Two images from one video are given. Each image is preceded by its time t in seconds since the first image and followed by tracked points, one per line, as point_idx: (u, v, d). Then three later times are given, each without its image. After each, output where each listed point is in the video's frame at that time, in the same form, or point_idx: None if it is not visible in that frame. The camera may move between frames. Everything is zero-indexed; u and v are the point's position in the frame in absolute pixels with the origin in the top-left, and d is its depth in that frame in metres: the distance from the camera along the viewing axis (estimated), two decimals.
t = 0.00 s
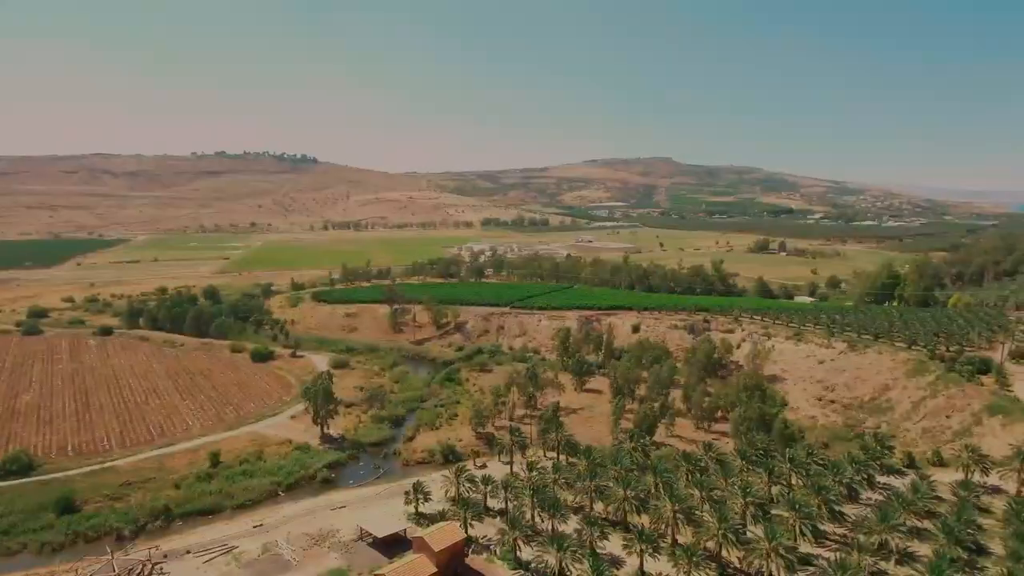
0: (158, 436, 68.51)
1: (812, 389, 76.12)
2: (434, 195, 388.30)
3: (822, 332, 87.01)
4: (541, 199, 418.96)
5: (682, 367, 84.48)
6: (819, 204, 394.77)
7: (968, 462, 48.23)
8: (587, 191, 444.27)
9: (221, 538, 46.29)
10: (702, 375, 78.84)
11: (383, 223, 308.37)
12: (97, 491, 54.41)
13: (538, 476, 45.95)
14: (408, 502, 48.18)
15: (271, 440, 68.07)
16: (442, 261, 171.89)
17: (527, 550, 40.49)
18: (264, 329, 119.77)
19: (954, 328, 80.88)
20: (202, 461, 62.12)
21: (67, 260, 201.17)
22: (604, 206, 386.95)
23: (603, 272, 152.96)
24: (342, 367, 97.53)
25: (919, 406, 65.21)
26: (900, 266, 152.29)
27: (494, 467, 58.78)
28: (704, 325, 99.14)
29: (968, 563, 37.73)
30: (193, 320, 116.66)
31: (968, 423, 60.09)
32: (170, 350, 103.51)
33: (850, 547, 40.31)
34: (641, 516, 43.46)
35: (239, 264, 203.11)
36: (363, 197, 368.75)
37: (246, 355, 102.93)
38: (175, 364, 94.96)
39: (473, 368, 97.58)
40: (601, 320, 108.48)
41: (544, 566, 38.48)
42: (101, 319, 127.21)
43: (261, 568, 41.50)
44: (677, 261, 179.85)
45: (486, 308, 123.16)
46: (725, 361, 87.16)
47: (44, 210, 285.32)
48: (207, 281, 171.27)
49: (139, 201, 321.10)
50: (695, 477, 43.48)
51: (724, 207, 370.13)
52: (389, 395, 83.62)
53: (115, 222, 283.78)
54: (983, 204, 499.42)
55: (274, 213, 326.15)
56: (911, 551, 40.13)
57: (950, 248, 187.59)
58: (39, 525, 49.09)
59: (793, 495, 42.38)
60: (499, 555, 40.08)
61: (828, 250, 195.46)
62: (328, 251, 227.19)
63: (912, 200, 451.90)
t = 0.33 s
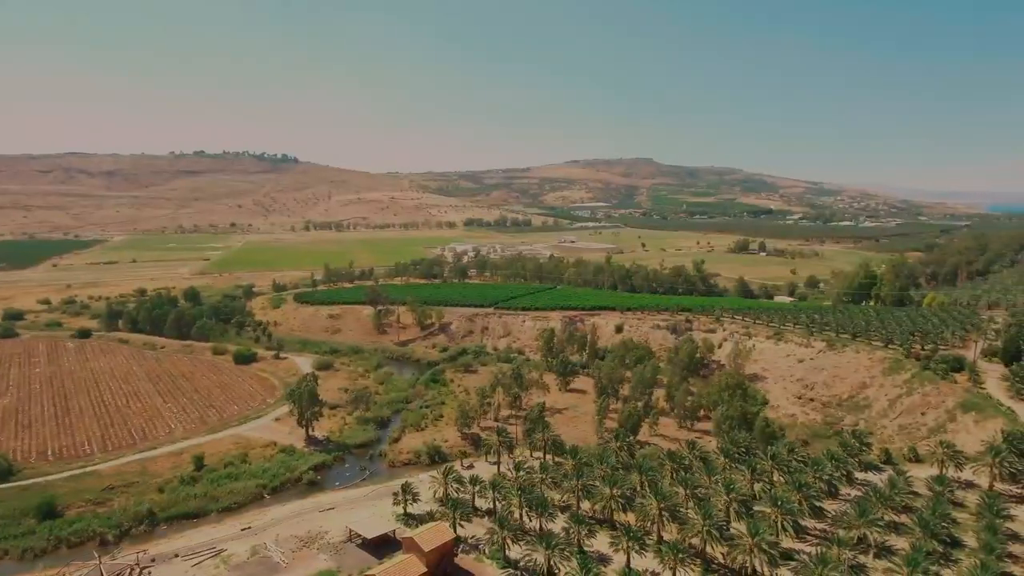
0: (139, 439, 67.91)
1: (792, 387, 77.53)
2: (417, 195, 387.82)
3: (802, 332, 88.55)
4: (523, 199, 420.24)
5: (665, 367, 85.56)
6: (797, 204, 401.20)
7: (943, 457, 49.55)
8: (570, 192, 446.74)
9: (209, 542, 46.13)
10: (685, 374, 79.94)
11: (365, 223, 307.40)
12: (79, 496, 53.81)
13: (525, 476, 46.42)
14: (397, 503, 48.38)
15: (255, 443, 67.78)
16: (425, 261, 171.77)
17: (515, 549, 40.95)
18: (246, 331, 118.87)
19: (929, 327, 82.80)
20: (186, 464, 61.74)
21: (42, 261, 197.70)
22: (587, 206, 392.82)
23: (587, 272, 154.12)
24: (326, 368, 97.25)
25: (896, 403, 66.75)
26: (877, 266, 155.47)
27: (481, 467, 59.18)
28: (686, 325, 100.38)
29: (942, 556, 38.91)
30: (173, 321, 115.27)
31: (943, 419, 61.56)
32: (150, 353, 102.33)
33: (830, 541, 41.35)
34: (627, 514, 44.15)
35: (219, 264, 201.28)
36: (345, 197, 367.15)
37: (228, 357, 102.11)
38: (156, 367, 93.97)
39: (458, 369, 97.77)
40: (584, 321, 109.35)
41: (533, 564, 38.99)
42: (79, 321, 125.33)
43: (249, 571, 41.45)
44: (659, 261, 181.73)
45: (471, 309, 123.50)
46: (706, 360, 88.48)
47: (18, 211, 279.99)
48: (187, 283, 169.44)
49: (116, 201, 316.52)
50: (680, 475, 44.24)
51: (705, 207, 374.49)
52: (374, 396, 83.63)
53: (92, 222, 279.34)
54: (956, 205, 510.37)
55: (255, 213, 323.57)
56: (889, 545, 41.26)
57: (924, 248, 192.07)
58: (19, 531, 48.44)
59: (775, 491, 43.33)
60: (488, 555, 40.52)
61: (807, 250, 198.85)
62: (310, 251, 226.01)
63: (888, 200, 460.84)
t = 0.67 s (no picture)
0: (120, 443, 67.26)
1: (771, 386, 78.99)
2: (399, 196, 386.97)
3: (781, 331, 90.06)
4: (505, 199, 421.24)
5: (646, 366, 86.59)
6: (775, 205, 407.40)
7: (917, 453, 50.93)
8: (551, 192, 448.78)
9: (195, 545, 45.97)
10: (666, 374, 81.00)
11: (347, 223, 305.98)
12: (59, 502, 53.18)
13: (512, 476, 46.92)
14: (384, 504, 48.56)
15: (238, 445, 67.48)
16: (407, 262, 171.54)
17: (503, 547, 41.42)
18: (227, 333, 117.94)
19: (904, 326, 84.71)
20: (169, 468, 61.29)
21: (16, 263, 194.17)
22: (568, 206, 396.54)
23: (569, 272, 155.14)
24: (309, 370, 96.84)
25: (872, 401, 68.32)
26: (853, 266, 158.47)
27: (467, 467, 59.52)
28: (667, 325, 101.57)
29: (917, 548, 40.10)
30: (152, 324, 113.98)
31: (917, 416, 63.08)
32: (129, 356, 101.12)
33: (809, 536, 42.40)
34: (612, 511, 44.82)
35: (198, 265, 199.15)
36: (326, 197, 365.08)
37: (209, 360, 101.27)
38: (135, 370, 92.93)
39: (442, 370, 97.95)
40: (567, 321, 110.14)
41: (520, 562, 39.54)
42: (55, 324, 123.37)
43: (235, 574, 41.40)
44: (640, 262, 183.59)
45: (454, 310, 123.70)
46: (687, 360, 89.86)
47: None
48: (165, 284, 167.42)
49: (91, 201, 311.52)
50: (663, 474, 45.08)
51: (685, 208, 378.44)
52: (358, 398, 83.56)
53: (66, 223, 274.73)
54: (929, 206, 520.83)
55: (234, 213, 320.52)
56: (865, 538, 42.40)
57: (898, 248, 196.37)
58: None
59: (756, 487, 44.36)
60: (476, 554, 40.99)
61: (785, 250, 202.09)
62: (291, 252, 224.56)
63: (863, 201, 469.71)
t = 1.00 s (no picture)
0: (100, 447, 66.57)
1: (751, 384, 80.40)
2: (380, 196, 385.51)
3: (760, 330, 91.62)
4: (487, 200, 421.80)
5: (629, 366, 87.53)
6: (754, 205, 412.88)
7: (892, 449, 52.26)
8: (533, 192, 450.16)
9: (181, 549, 45.75)
10: (649, 373, 82.04)
11: (327, 224, 304.07)
12: (39, 508, 52.54)
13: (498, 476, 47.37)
14: (371, 505, 48.72)
15: (221, 448, 67.08)
16: (389, 263, 171.11)
17: (490, 547, 41.84)
18: (207, 336, 116.93)
19: (879, 324, 86.59)
20: (151, 472, 60.78)
21: None
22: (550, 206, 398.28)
23: (551, 273, 156.01)
24: (292, 372, 96.43)
25: (849, 398, 69.88)
26: (829, 266, 161.34)
27: (452, 468, 59.84)
28: (649, 325, 102.77)
29: (892, 541, 41.25)
30: (131, 326, 112.65)
31: (892, 413, 64.62)
32: (107, 359, 99.89)
33: (788, 531, 43.38)
34: (597, 509, 45.43)
35: (176, 266, 196.87)
36: (306, 198, 362.43)
37: (189, 363, 100.37)
38: (114, 373, 91.80)
39: (425, 371, 98.07)
40: (550, 321, 110.84)
41: (508, 561, 40.01)
42: (30, 327, 121.31)
43: None
44: (621, 262, 185.14)
45: (437, 311, 123.84)
46: (668, 360, 91.08)
47: None
48: (143, 286, 165.29)
49: (64, 201, 306.03)
50: (647, 472, 45.81)
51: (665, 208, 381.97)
52: (341, 399, 83.39)
53: (39, 223, 269.68)
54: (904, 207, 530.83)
55: (212, 214, 316.93)
56: (843, 532, 43.49)
57: (874, 248, 200.31)
58: None
59: (737, 484, 45.29)
60: (463, 553, 41.40)
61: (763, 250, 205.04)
62: (271, 253, 222.91)
63: (840, 202, 478.18)
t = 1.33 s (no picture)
0: (81, 451, 65.86)
1: (732, 383, 81.76)
2: (361, 196, 383.63)
3: (740, 329, 93.07)
4: (469, 200, 421.85)
5: (612, 365, 88.40)
6: (733, 206, 417.86)
7: (868, 446, 53.57)
8: (515, 193, 451.05)
9: (166, 552, 45.60)
10: (631, 372, 83.03)
11: (308, 224, 301.96)
12: (19, 513, 51.93)
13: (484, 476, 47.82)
14: (358, 506, 48.84)
15: (204, 452, 66.68)
16: (372, 264, 170.76)
17: (477, 546, 42.24)
18: (188, 338, 115.86)
19: (856, 323, 88.43)
20: (132, 476, 60.32)
21: None
22: (532, 207, 399.10)
23: (535, 273, 156.80)
24: (274, 374, 95.97)
25: (826, 396, 71.39)
26: (807, 266, 163.96)
27: (438, 468, 60.14)
28: (631, 325, 103.87)
29: (868, 535, 42.32)
30: (110, 329, 111.18)
31: (868, 410, 66.06)
32: (85, 362, 98.62)
33: (768, 526, 44.36)
34: (582, 508, 46.03)
35: (154, 268, 194.51)
36: (287, 198, 359.41)
37: (170, 366, 99.41)
38: (93, 377, 90.68)
39: (409, 372, 98.14)
40: (533, 322, 111.47)
41: (494, 559, 40.49)
42: (5, 330, 119.27)
43: None
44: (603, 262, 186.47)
45: (420, 312, 123.87)
46: (650, 359, 92.22)
47: None
48: (120, 288, 163.19)
49: (38, 201, 300.45)
50: (631, 470, 46.62)
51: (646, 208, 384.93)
52: (324, 401, 83.20)
53: (12, 224, 264.54)
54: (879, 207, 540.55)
55: (191, 214, 313.23)
56: (820, 527, 44.59)
57: (850, 247, 203.99)
58: None
59: (719, 481, 46.22)
60: (451, 552, 41.79)
61: (743, 251, 207.73)
62: (251, 253, 221.01)
63: (817, 202, 485.78)
